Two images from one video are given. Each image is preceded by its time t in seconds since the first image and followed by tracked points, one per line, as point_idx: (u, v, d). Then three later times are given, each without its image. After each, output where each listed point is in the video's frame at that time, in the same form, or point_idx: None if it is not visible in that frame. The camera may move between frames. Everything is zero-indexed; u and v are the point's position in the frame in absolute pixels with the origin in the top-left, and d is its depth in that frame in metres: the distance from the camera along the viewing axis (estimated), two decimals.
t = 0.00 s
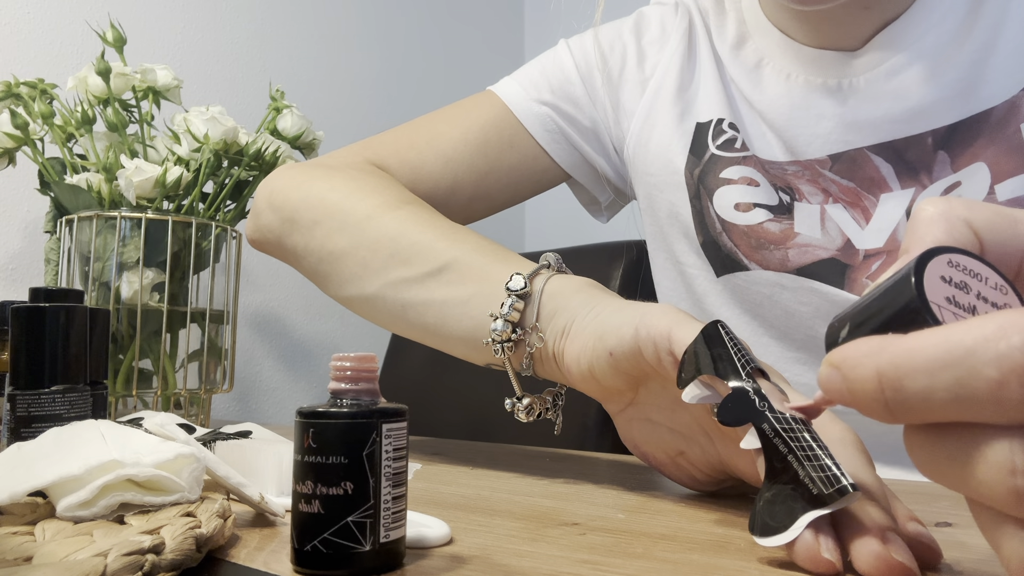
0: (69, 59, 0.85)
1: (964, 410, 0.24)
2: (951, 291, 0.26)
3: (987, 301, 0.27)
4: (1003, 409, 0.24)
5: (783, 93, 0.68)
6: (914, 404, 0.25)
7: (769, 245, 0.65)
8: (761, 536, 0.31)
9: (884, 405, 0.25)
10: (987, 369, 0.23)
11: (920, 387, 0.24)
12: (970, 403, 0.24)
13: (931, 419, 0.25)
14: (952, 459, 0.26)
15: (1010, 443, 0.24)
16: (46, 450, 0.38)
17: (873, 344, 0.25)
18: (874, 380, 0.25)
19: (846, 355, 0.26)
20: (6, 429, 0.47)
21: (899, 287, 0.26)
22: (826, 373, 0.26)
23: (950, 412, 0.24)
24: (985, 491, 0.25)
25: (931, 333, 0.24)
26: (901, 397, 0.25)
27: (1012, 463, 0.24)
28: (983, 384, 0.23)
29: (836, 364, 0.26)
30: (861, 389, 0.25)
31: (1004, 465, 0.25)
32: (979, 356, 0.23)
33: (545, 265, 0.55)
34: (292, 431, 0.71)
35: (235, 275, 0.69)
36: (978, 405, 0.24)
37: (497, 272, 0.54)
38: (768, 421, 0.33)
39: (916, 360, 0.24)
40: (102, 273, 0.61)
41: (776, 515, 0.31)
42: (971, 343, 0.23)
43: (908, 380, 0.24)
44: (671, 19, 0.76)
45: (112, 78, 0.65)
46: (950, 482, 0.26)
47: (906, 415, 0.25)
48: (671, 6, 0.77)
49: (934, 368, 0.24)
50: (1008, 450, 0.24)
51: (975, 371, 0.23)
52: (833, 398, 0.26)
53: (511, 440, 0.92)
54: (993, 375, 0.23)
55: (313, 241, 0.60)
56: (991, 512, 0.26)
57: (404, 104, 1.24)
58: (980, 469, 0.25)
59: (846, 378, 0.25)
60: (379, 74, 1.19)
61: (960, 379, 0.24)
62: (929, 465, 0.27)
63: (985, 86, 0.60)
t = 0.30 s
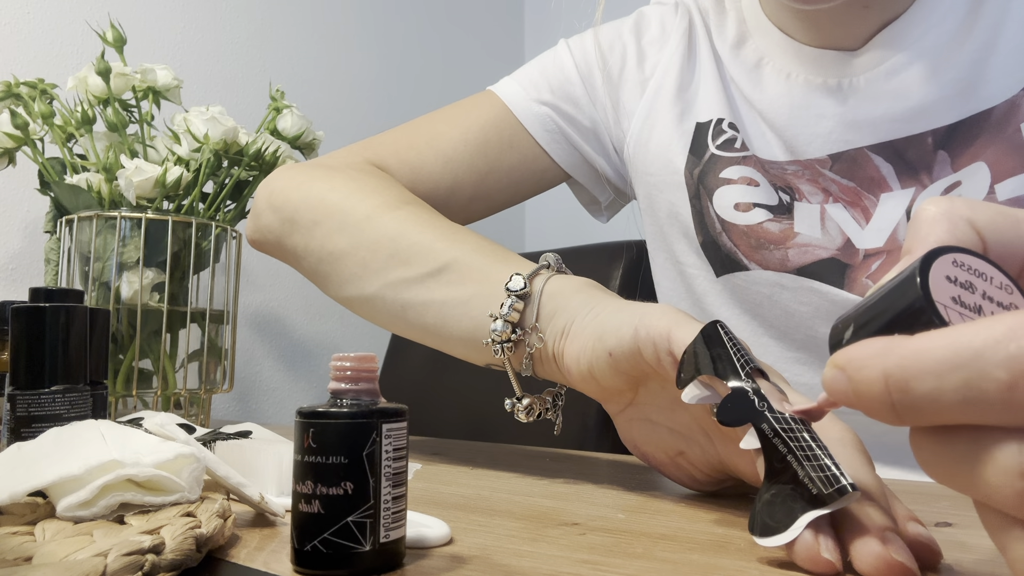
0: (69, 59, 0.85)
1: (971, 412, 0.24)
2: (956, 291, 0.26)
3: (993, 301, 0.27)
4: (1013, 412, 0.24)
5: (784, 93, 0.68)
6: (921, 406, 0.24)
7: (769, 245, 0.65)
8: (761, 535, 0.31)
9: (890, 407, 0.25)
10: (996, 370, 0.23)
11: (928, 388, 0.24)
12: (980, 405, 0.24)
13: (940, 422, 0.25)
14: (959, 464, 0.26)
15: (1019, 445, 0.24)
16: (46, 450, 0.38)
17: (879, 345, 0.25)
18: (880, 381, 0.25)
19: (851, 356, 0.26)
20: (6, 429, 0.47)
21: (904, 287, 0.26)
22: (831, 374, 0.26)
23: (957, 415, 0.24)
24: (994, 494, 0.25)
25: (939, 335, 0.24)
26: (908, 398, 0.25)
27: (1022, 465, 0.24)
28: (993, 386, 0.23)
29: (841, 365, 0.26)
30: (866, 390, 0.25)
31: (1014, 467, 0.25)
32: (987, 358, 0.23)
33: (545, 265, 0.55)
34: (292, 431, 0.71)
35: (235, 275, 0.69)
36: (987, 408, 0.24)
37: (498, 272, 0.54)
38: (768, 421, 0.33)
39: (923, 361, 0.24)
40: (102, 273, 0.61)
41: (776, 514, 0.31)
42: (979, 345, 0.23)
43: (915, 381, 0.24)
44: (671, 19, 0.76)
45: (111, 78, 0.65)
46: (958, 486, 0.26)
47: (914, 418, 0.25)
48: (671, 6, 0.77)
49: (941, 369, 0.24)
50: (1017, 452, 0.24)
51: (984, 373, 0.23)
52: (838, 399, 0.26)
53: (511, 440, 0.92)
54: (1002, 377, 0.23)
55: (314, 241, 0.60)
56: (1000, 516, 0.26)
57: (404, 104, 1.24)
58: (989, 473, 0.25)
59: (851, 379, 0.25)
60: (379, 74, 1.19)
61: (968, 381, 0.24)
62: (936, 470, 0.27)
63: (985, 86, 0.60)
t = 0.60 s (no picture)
0: (69, 59, 0.85)
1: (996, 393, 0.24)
2: (987, 274, 0.25)
3: None
4: None
5: (784, 93, 0.68)
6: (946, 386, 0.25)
7: (769, 246, 0.65)
8: (756, 543, 0.31)
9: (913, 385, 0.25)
10: None
11: (956, 369, 0.24)
12: (1006, 386, 0.24)
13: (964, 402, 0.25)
14: (977, 446, 0.26)
15: None
16: (47, 450, 0.38)
17: (905, 325, 0.25)
18: (907, 361, 0.24)
19: (876, 334, 0.25)
20: (6, 429, 0.47)
21: (933, 268, 0.26)
22: (853, 352, 0.26)
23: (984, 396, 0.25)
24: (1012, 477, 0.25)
25: (971, 318, 0.24)
26: (933, 378, 0.24)
27: None
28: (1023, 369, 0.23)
29: (865, 343, 0.25)
30: (891, 369, 0.25)
31: None
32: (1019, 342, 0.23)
33: (540, 274, 0.53)
34: (292, 431, 0.71)
35: (235, 275, 0.69)
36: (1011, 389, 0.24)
37: (497, 279, 0.54)
38: (753, 427, 0.32)
39: (953, 342, 0.24)
40: (102, 273, 0.61)
41: (767, 521, 0.31)
42: (1014, 328, 0.23)
43: (942, 362, 0.24)
44: (670, 21, 0.76)
45: (112, 78, 0.65)
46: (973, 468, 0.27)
47: (936, 397, 0.25)
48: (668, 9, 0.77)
49: (972, 351, 0.24)
50: None
51: (1014, 356, 0.23)
52: (858, 376, 0.26)
53: (512, 441, 0.92)
54: None
55: (314, 241, 0.60)
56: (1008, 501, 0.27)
57: (404, 105, 1.24)
58: (1010, 454, 0.25)
59: (874, 357, 0.25)
60: (380, 75, 1.19)
61: (998, 363, 0.24)
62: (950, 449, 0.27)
63: (985, 86, 0.60)
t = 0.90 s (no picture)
0: (69, 59, 0.85)
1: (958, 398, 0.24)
2: (946, 287, 0.26)
3: (983, 297, 0.27)
4: (999, 399, 0.24)
5: (783, 93, 0.68)
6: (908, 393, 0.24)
7: (768, 247, 0.65)
8: (756, 544, 0.31)
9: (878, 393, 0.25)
10: (982, 358, 0.23)
11: (917, 375, 0.24)
12: (963, 393, 0.24)
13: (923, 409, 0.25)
14: (946, 453, 0.26)
15: (1004, 432, 0.24)
16: (46, 450, 0.38)
17: (868, 335, 0.25)
18: (870, 369, 0.25)
19: (841, 346, 0.25)
20: (6, 429, 0.47)
21: (895, 282, 0.26)
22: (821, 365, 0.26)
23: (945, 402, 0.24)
24: (977, 481, 0.25)
25: (927, 327, 0.24)
26: (896, 386, 0.24)
27: (1006, 451, 0.24)
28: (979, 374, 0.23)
29: (830, 356, 0.25)
30: (856, 379, 0.25)
31: (997, 453, 0.24)
32: (975, 346, 0.23)
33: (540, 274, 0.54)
34: (292, 431, 0.71)
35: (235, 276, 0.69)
36: (971, 394, 0.24)
37: (496, 278, 0.54)
38: (754, 428, 0.32)
39: (913, 349, 0.24)
40: (102, 273, 0.61)
41: (768, 522, 0.31)
42: (966, 334, 0.23)
43: (902, 370, 0.24)
44: (668, 22, 0.76)
45: (111, 78, 0.65)
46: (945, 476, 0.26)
47: (898, 404, 0.25)
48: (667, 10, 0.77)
49: (929, 357, 0.24)
50: (1001, 438, 0.24)
51: (969, 360, 0.23)
52: (826, 389, 0.26)
53: (512, 441, 0.92)
54: (987, 365, 0.23)
55: (314, 241, 0.60)
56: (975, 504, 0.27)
57: (404, 105, 1.24)
58: (971, 459, 0.25)
59: (840, 369, 0.25)
60: (379, 74, 1.19)
61: (954, 369, 0.24)
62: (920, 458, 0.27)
63: (984, 86, 0.60)
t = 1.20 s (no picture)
0: (69, 59, 0.85)
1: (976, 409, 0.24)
2: (957, 291, 0.26)
3: (994, 301, 0.27)
4: (1020, 410, 0.24)
5: (784, 93, 0.68)
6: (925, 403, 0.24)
7: (769, 246, 0.65)
8: (756, 544, 0.31)
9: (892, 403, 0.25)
10: (1004, 369, 0.23)
11: (934, 386, 0.24)
12: (985, 404, 0.24)
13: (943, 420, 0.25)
14: (960, 464, 0.26)
15: None
16: (46, 450, 0.38)
17: (881, 344, 0.25)
18: (885, 381, 0.24)
19: (852, 357, 0.25)
20: (6, 429, 0.47)
21: (906, 287, 0.26)
22: (832, 376, 0.25)
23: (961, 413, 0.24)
24: (1001, 494, 0.25)
25: (943, 335, 0.24)
26: (912, 398, 0.24)
27: None
28: (999, 385, 0.23)
29: (842, 366, 0.25)
30: (870, 390, 0.25)
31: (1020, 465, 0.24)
32: (996, 356, 0.23)
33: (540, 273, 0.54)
34: (292, 431, 0.71)
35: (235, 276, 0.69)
36: (989, 404, 0.24)
37: (496, 277, 0.54)
38: (754, 428, 0.32)
39: (930, 359, 0.24)
40: (102, 273, 0.61)
41: (767, 522, 0.31)
42: (987, 343, 0.23)
43: (921, 381, 0.24)
44: (670, 22, 0.76)
45: (112, 78, 0.65)
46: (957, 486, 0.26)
47: (915, 416, 0.25)
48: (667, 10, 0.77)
49: (947, 367, 0.24)
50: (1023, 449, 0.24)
51: (989, 371, 0.23)
52: (838, 402, 0.26)
53: (512, 441, 0.92)
54: (1009, 375, 0.23)
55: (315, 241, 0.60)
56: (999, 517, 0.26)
57: (404, 105, 1.24)
58: (993, 471, 0.25)
59: (852, 381, 0.25)
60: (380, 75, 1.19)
61: (972, 379, 0.24)
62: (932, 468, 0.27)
63: (985, 86, 0.60)
